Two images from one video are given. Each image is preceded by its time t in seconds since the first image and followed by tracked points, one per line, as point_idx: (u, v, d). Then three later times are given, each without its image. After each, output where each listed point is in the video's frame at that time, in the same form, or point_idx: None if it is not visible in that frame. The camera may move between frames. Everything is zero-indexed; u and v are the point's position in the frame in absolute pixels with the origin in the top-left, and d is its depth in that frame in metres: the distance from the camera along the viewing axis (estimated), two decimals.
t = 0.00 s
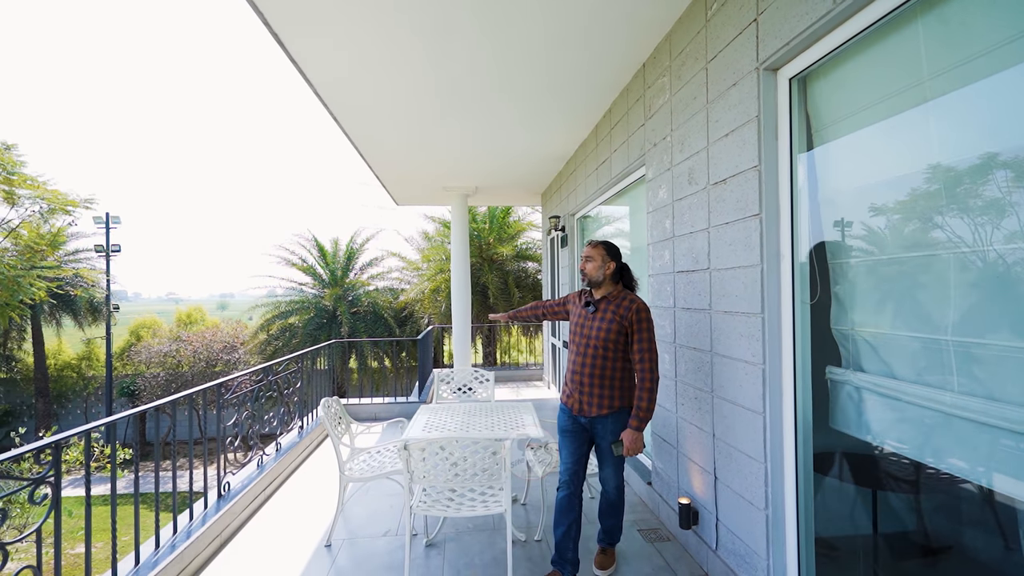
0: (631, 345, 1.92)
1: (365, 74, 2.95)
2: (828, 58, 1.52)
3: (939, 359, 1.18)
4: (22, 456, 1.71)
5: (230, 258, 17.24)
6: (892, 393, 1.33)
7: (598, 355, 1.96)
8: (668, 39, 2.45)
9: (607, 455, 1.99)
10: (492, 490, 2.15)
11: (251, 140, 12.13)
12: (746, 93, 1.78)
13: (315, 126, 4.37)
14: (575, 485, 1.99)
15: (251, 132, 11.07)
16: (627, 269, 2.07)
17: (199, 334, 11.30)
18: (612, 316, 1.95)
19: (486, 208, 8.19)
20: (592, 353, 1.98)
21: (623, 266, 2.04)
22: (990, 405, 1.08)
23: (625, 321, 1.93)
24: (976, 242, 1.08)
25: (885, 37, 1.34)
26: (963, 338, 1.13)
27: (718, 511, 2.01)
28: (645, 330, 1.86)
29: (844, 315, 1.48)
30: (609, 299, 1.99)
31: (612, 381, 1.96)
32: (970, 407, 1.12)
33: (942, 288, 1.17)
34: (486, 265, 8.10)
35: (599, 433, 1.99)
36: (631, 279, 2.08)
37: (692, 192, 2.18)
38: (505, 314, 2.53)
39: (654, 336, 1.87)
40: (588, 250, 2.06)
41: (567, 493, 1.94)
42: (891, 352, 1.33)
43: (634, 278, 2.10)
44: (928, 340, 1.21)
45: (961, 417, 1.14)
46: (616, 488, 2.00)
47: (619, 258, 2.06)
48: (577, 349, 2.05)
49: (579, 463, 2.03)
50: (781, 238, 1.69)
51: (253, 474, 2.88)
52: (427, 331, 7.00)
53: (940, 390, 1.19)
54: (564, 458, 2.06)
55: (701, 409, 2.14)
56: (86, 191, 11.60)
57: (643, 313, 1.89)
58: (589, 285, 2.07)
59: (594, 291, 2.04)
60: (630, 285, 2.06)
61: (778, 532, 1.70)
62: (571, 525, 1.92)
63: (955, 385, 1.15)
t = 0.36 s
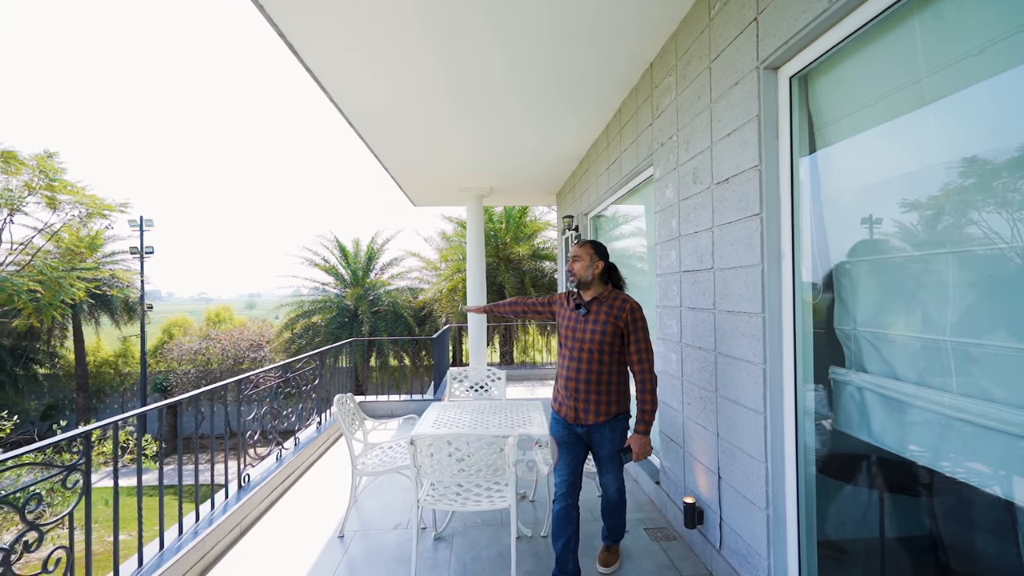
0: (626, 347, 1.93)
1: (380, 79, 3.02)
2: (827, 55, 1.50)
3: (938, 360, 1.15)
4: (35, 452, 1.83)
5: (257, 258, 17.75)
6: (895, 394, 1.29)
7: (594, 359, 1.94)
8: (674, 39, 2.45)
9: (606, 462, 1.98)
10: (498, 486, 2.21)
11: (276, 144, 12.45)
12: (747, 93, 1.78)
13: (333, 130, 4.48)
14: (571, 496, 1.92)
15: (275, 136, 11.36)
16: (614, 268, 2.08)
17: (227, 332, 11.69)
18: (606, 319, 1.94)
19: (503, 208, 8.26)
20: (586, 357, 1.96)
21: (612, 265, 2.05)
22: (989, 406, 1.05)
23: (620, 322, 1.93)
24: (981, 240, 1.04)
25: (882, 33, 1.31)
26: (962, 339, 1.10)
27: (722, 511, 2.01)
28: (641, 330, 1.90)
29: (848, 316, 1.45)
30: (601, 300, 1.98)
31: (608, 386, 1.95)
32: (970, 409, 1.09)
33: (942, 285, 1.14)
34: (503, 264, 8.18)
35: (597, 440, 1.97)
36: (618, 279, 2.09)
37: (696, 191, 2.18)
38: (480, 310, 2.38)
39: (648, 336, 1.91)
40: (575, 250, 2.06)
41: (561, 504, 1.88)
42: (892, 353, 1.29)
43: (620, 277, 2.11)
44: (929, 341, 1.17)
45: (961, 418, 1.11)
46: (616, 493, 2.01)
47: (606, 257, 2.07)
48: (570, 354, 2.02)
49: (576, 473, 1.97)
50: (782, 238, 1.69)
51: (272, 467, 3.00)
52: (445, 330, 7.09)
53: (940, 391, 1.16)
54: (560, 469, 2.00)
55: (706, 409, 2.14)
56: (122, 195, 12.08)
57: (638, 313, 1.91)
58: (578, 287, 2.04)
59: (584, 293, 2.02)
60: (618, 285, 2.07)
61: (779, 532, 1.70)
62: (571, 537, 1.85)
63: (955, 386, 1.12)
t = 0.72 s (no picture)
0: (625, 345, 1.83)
1: (412, 84, 3.09)
2: (852, 43, 1.44)
3: (968, 363, 1.08)
4: (63, 446, 2.02)
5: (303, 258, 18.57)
6: (923, 398, 1.21)
7: (592, 358, 1.84)
8: (700, 32, 2.40)
9: (601, 472, 1.86)
10: (519, 480, 2.24)
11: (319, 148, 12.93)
12: (770, 86, 1.73)
13: (368, 134, 4.62)
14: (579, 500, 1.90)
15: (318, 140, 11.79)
16: (615, 262, 1.97)
17: (275, 329, 12.26)
18: (605, 315, 1.83)
19: (536, 207, 8.30)
20: (584, 355, 1.86)
21: (614, 259, 1.95)
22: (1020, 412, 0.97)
23: (619, 318, 1.82)
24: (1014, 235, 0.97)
25: (910, 19, 1.24)
26: (992, 340, 1.03)
27: (747, 513, 1.97)
28: (641, 328, 1.78)
29: (876, 315, 1.37)
30: (601, 295, 1.88)
31: (606, 386, 1.85)
32: (1002, 413, 1.01)
33: (973, 283, 1.06)
34: (536, 263, 8.23)
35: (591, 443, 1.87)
36: (619, 273, 1.99)
37: (721, 187, 2.13)
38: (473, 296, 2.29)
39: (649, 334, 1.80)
40: (575, 243, 1.94)
41: (568, 508, 1.86)
42: (921, 354, 1.21)
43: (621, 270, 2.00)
44: (959, 342, 1.10)
45: (993, 423, 1.03)
46: (614, 511, 1.87)
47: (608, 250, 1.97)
48: (567, 351, 1.92)
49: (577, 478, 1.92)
50: (806, 233, 1.64)
51: (309, 457, 3.16)
52: (478, 329, 7.20)
53: (968, 395, 1.08)
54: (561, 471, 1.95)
55: (731, 409, 2.10)
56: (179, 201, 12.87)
57: (638, 309, 1.80)
58: (578, 281, 1.93)
59: (583, 287, 1.91)
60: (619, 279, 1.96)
61: (803, 535, 1.66)
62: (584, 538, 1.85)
63: (984, 390, 1.05)
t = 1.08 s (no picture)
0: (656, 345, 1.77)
1: (469, 88, 3.19)
2: (922, 25, 1.34)
3: None
4: (159, 423, 2.29)
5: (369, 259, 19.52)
6: (1002, 408, 1.11)
7: (621, 357, 1.80)
8: (758, 22, 2.31)
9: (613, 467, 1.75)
10: (568, 475, 2.27)
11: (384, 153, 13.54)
12: (831, 75, 1.65)
13: (428, 139, 4.79)
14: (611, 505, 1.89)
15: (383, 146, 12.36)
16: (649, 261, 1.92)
17: (344, 326, 12.97)
18: (636, 313, 1.79)
19: (592, 205, 8.30)
20: (613, 354, 1.82)
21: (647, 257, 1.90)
22: None
23: (650, 317, 1.77)
24: None
25: None
26: None
27: (807, 523, 1.89)
28: (673, 326, 1.71)
29: (950, 316, 1.26)
30: (632, 294, 1.84)
31: (636, 386, 1.78)
32: None
33: None
34: (592, 262, 8.21)
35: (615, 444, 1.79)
36: (652, 274, 1.93)
37: (780, 182, 2.05)
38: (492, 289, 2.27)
39: (682, 334, 1.72)
40: (609, 240, 1.92)
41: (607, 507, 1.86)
42: (1000, 360, 1.11)
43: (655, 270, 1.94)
44: None
45: None
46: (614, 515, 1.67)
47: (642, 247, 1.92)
48: (596, 350, 1.90)
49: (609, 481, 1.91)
50: (871, 230, 1.54)
51: (372, 445, 3.37)
52: (534, 328, 7.26)
53: None
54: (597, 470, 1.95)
55: (790, 413, 2.01)
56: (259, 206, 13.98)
57: (670, 308, 1.74)
58: (610, 279, 1.90)
59: (615, 285, 1.88)
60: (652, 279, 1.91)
61: (868, 549, 1.57)
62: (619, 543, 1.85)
63: None
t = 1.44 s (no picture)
0: (694, 351, 1.68)
1: (532, 92, 3.23)
2: None
3: None
4: (253, 409, 2.56)
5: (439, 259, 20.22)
6: None
7: (653, 364, 1.71)
8: (834, 5, 2.18)
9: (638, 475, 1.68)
10: (628, 475, 2.25)
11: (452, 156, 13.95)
12: (915, 58, 1.54)
13: (492, 143, 4.90)
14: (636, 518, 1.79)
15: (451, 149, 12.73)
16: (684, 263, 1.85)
17: (414, 324, 13.54)
18: (671, 317, 1.70)
19: (660, 204, 8.21)
20: (644, 360, 1.74)
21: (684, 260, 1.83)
22: None
23: (686, 322, 1.68)
24: None
25: None
26: None
27: (890, 540, 1.76)
28: (712, 331, 1.63)
29: None
30: (667, 298, 1.76)
31: (670, 394, 1.69)
32: None
33: None
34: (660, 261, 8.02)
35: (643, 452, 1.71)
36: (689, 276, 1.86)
37: (859, 175, 1.92)
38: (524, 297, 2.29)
39: (722, 340, 1.64)
40: (641, 243, 1.84)
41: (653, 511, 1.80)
42: None
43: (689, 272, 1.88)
44: None
45: None
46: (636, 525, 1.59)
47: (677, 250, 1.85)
48: (628, 356, 1.82)
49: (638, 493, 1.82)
50: (962, 225, 1.42)
51: (440, 438, 3.53)
52: (599, 327, 7.19)
53: None
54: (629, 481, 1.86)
55: (871, 421, 1.88)
56: (338, 211, 14.94)
57: (711, 312, 1.65)
58: (643, 283, 1.82)
59: (650, 289, 1.80)
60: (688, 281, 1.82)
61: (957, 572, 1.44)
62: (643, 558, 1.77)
63: None
